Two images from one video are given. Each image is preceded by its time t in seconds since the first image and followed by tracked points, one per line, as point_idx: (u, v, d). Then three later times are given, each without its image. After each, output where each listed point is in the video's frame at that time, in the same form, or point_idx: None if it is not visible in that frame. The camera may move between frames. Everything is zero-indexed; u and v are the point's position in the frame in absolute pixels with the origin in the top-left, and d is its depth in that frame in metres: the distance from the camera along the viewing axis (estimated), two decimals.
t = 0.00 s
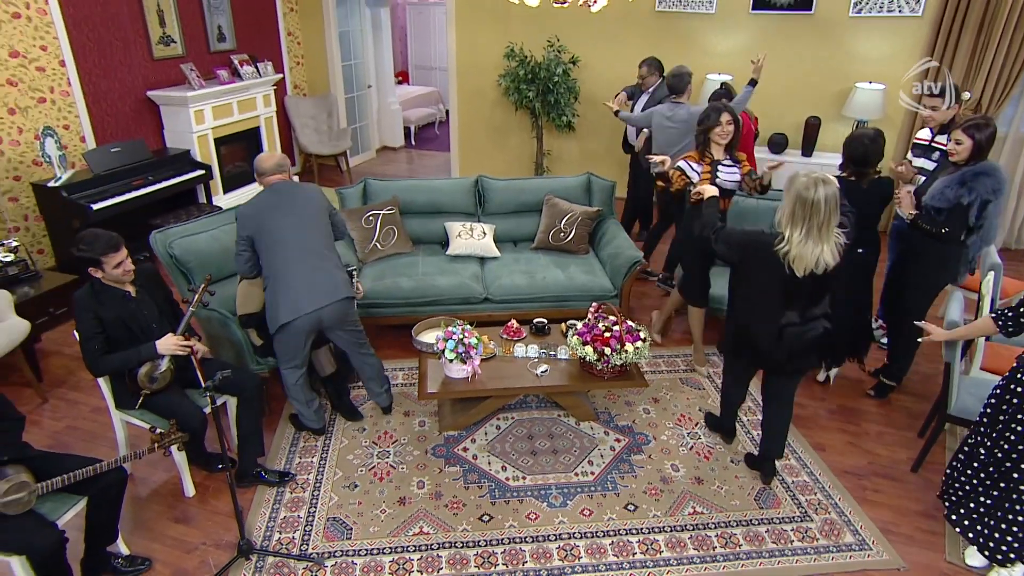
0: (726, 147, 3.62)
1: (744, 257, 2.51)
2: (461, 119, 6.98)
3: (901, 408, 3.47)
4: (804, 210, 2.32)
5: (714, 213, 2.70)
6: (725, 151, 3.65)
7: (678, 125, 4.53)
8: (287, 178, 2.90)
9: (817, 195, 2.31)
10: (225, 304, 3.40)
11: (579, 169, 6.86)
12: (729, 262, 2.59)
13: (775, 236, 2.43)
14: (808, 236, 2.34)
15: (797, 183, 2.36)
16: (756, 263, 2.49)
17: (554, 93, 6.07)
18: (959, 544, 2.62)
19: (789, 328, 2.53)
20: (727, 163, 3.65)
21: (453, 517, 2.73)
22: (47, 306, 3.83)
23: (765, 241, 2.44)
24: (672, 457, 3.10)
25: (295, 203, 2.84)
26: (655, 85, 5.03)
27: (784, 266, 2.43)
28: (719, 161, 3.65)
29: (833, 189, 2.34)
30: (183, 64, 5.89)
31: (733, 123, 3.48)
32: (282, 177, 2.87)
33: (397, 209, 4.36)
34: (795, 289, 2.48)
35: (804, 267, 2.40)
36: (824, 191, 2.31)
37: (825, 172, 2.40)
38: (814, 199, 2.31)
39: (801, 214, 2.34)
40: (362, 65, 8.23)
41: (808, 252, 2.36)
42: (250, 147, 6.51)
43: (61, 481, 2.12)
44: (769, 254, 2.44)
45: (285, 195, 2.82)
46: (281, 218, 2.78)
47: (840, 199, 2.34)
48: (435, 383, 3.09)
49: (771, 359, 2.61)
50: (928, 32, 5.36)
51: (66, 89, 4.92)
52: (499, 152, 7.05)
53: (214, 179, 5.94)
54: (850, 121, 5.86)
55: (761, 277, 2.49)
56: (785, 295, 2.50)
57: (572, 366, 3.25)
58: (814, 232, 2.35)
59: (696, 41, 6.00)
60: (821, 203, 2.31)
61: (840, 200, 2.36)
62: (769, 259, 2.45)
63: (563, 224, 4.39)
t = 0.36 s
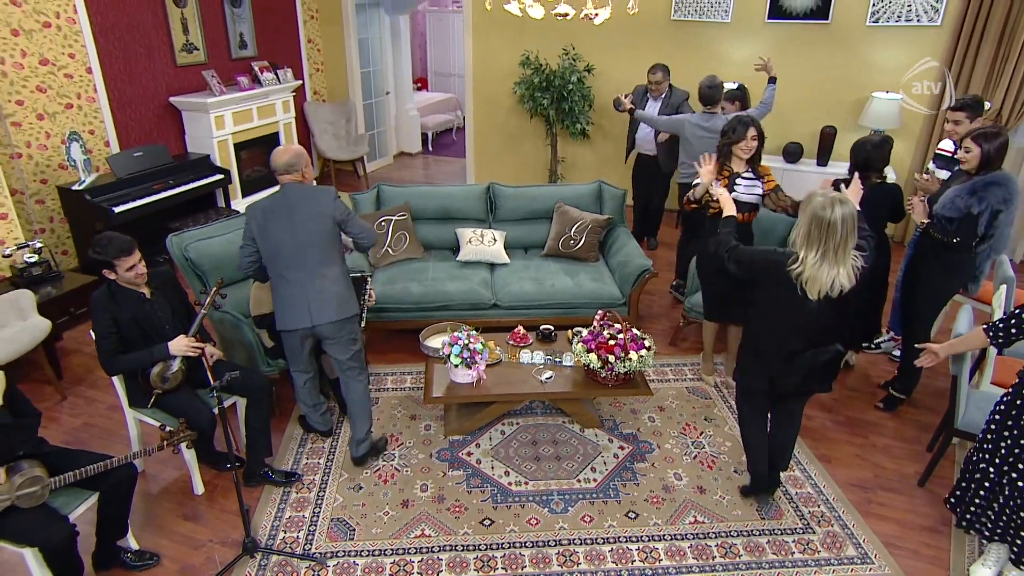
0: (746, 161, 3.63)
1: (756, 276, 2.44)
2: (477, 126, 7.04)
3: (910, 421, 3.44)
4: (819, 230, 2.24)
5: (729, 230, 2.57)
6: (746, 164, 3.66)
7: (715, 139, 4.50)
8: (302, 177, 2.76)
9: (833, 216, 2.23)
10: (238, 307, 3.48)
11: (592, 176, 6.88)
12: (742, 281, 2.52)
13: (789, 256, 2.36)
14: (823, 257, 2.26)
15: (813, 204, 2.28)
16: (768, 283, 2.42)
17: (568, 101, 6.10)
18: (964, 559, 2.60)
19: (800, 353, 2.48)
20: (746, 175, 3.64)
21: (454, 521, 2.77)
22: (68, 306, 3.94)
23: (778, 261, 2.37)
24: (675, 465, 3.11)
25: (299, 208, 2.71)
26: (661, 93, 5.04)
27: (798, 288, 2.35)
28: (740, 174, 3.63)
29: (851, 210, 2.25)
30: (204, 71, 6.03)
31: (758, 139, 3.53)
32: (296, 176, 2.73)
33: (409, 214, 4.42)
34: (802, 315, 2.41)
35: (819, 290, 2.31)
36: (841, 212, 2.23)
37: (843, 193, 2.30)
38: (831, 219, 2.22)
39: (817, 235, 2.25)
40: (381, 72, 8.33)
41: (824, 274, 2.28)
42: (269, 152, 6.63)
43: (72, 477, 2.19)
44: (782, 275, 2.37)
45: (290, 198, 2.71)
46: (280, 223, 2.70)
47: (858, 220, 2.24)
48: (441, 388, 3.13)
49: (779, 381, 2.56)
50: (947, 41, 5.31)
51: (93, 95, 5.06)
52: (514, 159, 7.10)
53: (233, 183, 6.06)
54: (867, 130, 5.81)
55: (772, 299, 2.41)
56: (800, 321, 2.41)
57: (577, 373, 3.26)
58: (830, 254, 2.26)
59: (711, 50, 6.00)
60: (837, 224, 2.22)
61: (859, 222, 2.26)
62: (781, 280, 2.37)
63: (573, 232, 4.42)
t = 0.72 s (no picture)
0: (769, 173, 3.27)
1: (757, 287, 2.37)
2: (493, 131, 7.10)
3: (920, 433, 3.40)
4: (826, 245, 2.17)
5: (734, 240, 2.53)
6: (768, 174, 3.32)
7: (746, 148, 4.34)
8: (342, 196, 2.64)
9: (843, 232, 2.16)
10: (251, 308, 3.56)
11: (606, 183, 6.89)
12: (749, 293, 2.44)
13: (795, 270, 2.28)
14: (832, 274, 2.18)
15: (823, 219, 2.21)
16: (770, 296, 2.34)
17: (582, 108, 6.13)
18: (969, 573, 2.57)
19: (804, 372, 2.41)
20: (765, 186, 3.32)
21: (456, 522, 2.80)
22: (89, 304, 4.06)
23: (783, 275, 2.29)
24: (679, 472, 3.12)
25: (327, 226, 2.61)
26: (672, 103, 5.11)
27: (801, 304, 2.27)
28: (757, 184, 3.33)
29: (862, 227, 2.18)
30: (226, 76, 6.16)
31: (781, 154, 3.17)
32: (335, 194, 2.61)
33: (421, 219, 4.48)
34: (814, 331, 2.32)
35: (824, 308, 2.23)
36: (852, 228, 2.16)
37: (855, 210, 2.24)
38: (841, 235, 2.15)
39: (826, 250, 2.18)
40: (399, 77, 8.43)
41: (831, 292, 2.20)
42: (287, 156, 6.74)
43: (86, 471, 2.26)
44: (787, 290, 2.29)
45: (322, 214, 2.61)
46: (305, 237, 2.62)
47: (869, 238, 2.17)
48: (447, 391, 3.17)
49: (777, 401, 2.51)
50: (968, 49, 5.25)
51: (118, 99, 5.20)
52: (530, 165, 7.14)
53: (252, 186, 6.18)
54: (884, 139, 5.76)
55: (779, 316, 2.33)
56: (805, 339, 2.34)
57: (583, 378, 3.29)
58: (839, 271, 2.18)
59: (727, 57, 5.99)
60: (845, 240, 2.15)
61: (869, 240, 2.19)
62: (784, 292, 2.30)
63: (584, 238, 4.44)
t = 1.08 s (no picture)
0: (782, 182, 3.23)
1: (755, 307, 2.33)
2: (504, 131, 7.14)
3: (921, 438, 3.39)
4: (828, 263, 2.11)
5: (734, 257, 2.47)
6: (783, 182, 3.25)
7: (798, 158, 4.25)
8: (348, 197, 2.65)
9: (844, 248, 2.10)
10: (259, 305, 3.63)
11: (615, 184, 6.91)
12: (748, 312, 2.39)
13: (796, 290, 2.22)
14: (832, 291, 2.11)
15: (825, 236, 2.16)
16: (769, 315, 2.30)
17: (592, 109, 6.14)
18: None
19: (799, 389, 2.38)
20: (780, 196, 3.24)
21: (455, 518, 2.85)
22: (104, 299, 4.15)
23: (783, 294, 2.24)
24: (678, 473, 3.14)
25: (328, 224, 2.63)
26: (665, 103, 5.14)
27: (802, 322, 2.22)
28: (773, 193, 3.26)
29: (867, 245, 2.11)
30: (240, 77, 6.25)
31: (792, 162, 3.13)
32: (343, 194, 2.63)
33: (429, 219, 4.53)
34: (813, 346, 2.26)
35: (825, 327, 2.17)
36: (854, 245, 2.09)
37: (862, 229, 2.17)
38: (841, 251, 2.09)
39: (826, 266, 2.12)
40: (412, 78, 8.49)
41: (832, 309, 2.13)
42: (300, 155, 6.83)
43: (95, 462, 2.33)
44: (788, 310, 2.23)
45: (326, 213, 2.64)
46: (310, 233, 2.66)
47: (873, 256, 2.09)
48: (448, 389, 3.21)
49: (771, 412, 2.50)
50: (981, 51, 5.19)
51: (135, 99, 5.30)
52: (540, 165, 7.17)
53: (265, 185, 6.28)
54: (895, 142, 5.72)
55: (779, 333, 2.29)
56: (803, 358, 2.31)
57: (583, 378, 3.31)
58: (840, 288, 2.11)
59: (737, 58, 5.98)
60: (847, 257, 2.08)
61: (875, 260, 2.11)
62: (782, 312, 2.24)
63: (589, 239, 4.46)
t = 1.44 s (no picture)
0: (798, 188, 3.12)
1: (767, 314, 2.26)
2: (512, 132, 7.18)
3: (921, 441, 3.39)
4: (831, 265, 2.09)
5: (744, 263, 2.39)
6: (803, 188, 3.16)
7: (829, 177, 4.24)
8: (354, 198, 2.68)
9: (847, 250, 2.08)
10: (265, 302, 3.70)
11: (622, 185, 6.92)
12: (756, 321, 2.33)
13: (800, 296, 2.19)
14: (835, 293, 2.09)
15: (828, 239, 2.15)
16: (781, 323, 2.22)
17: (600, 110, 6.16)
18: None
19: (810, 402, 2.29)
20: (801, 202, 3.13)
21: (453, 513, 2.89)
22: (115, 295, 4.23)
23: (787, 301, 2.20)
24: (675, 472, 3.16)
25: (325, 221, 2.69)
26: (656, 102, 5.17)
27: (810, 329, 2.16)
28: (793, 199, 3.15)
29: (871, 250, 2.09)
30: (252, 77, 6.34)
31: (802, 166, 3.04)
32: (344, 194, 2.69)
33: (434, 218, 4.57)
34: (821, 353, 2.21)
35: (830, 331, 2.13)
36: (858, 248, 2.07)
37: (866, 233, 2.15)
38: (843, 253, 2.08)
39: (829, 269, 2.10)
40: (423, 78, 8.56)
41: (837, 314, 2.10)
42: (311, 155, 6.92)
43: (101, 453, 2.39)
44: (792, 316, 2.19)
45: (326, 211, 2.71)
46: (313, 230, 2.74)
47: (878, 259, 2.07)
48: (449, 386, 3.26)
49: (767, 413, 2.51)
50: (992, 53, 5.15)
51: (148, 99, 5.40)
52: (548, 166, 7.20)
53: (275, 184, 6.36)
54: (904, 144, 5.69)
55: (787, 340, 2.23)
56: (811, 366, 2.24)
57: (583, 377, 3.34)
58: (843, 291, 2.09)
59: (745, 60, 5.98)
60: (848, 259, 2.07)
61: (880, 264, 2.08)
62: (791, 319, 2.19)
63: (593, 239, 4.49)
